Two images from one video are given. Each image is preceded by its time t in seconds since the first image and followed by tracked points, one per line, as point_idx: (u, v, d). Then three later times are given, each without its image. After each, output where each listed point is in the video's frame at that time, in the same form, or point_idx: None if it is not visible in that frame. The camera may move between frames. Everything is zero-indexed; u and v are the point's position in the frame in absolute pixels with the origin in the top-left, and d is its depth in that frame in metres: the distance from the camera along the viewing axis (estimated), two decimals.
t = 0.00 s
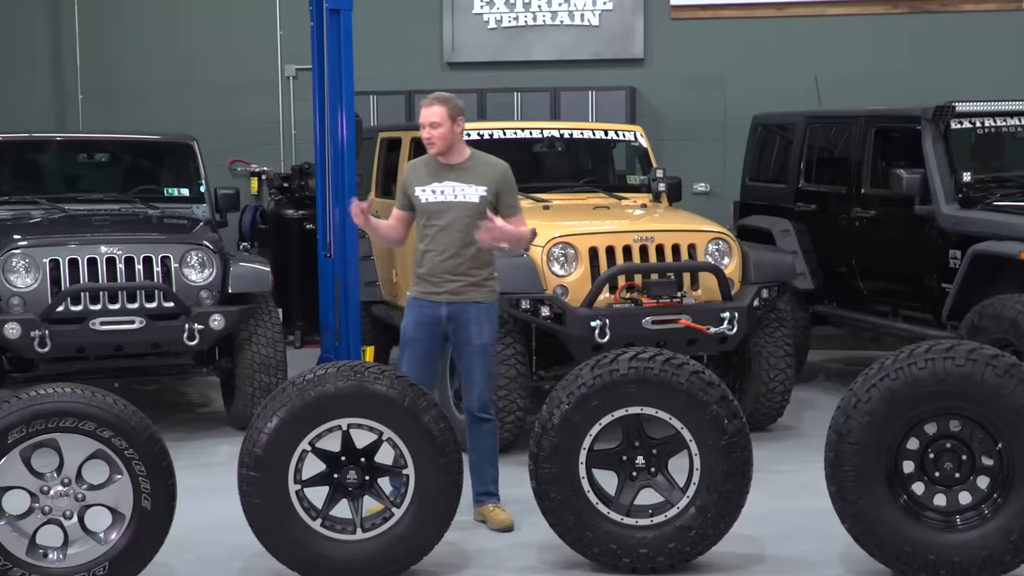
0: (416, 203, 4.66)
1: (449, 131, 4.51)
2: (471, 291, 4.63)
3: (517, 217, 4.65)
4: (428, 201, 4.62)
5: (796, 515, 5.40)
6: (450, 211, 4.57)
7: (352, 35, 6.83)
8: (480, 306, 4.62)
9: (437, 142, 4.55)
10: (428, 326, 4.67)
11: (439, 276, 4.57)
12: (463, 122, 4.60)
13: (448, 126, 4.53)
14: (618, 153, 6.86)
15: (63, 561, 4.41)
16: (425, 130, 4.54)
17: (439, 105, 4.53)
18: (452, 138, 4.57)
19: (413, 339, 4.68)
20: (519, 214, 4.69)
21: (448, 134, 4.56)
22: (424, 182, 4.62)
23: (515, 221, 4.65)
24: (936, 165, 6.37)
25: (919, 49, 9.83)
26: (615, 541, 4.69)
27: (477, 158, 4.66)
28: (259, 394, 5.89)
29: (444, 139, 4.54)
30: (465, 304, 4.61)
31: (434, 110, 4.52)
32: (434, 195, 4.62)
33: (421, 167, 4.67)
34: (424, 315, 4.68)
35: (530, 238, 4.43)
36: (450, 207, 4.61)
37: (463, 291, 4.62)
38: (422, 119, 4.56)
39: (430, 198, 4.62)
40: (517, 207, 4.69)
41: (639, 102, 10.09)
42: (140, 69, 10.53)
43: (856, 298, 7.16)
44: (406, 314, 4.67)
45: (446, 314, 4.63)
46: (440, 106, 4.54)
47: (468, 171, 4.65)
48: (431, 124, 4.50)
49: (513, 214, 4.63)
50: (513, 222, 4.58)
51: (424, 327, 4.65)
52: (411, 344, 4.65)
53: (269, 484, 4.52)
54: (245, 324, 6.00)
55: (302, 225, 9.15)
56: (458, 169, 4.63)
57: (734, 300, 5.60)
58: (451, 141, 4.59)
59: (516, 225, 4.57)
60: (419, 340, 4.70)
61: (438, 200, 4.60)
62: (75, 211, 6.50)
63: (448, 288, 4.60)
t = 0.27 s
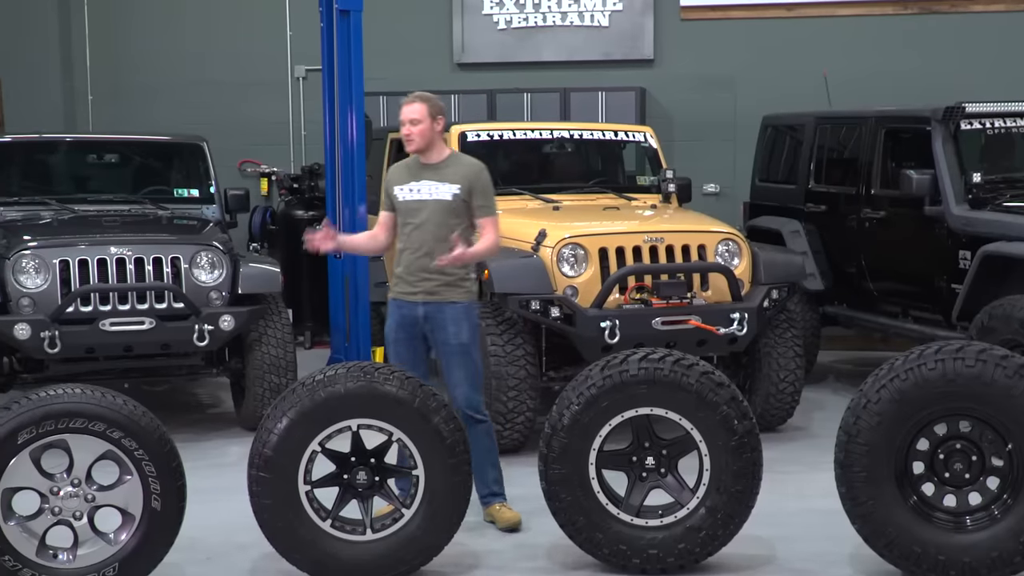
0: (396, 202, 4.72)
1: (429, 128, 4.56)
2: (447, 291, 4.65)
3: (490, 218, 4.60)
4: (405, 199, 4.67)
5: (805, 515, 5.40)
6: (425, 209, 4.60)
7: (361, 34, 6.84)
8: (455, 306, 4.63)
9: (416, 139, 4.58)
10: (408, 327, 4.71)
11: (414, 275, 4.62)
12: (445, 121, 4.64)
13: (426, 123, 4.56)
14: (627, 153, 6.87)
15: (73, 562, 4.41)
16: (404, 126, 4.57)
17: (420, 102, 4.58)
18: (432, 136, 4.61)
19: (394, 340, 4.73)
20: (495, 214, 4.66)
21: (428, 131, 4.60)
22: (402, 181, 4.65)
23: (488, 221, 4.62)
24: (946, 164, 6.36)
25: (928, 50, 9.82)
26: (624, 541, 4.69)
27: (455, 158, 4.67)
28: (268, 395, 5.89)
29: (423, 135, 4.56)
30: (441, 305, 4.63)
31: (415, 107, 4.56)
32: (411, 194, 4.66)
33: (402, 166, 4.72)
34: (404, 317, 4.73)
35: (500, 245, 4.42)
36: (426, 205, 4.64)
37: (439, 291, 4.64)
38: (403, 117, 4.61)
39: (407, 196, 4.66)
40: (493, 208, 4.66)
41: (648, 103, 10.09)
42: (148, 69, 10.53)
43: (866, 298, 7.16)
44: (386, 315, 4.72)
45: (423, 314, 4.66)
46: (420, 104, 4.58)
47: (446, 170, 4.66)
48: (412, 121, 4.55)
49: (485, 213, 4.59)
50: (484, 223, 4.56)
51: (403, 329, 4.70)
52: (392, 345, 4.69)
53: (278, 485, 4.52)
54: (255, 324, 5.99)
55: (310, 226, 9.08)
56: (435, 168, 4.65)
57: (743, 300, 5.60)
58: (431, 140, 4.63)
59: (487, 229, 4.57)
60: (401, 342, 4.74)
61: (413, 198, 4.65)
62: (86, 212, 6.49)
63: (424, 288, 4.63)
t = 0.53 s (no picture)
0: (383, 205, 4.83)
1: (410, 132, 4.60)
2: (428, 290, 4.76)
3: (473, 217, 4.65)
4: (390, 203, 4.77)
5: (820, 517, 5.39)
6: (408, 212, 4.69)
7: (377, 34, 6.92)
8: (433, 304, 4.74)
9: (399, 144, 4.64)
10: (397, 328, 4.86)
11: (395, 276, 4.75)
12: (427, 123, 4.68)
13: (408, 127, 4.61)
14: (642, 155, 6.84)
15: (88, 564, 4.41)
16: (387, 130, 4.63)
17: (402, 106, 4.61)
18: (415, 140, 4.66)
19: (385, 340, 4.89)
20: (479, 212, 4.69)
21: (410, 135, 4.65)
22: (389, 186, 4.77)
23: (471, 220, 4.66)
24: (961, 167, 6.36)
25: (942, 51, 9.81)
26: (639, 543, 4.69)
27: (438, 158, 4.73)
28: (283, 397, 5.88)
29: (405, 140, 4.62)
30: (421, 304, 4.75)
31: (398, 112, 4.61)
32: (395, 197, 4.76)
33: (390, 170, 4.81)
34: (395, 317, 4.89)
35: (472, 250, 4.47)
36: (410, 207, 4.72)
37: (422, 289, 4.76)
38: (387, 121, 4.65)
39: (392, 199, 4.77)
40: (476, 205, 4.69)
41: (663, 104, 10.10)
42: (164, 70, 10.54)
43: (881, 300, 7.16)
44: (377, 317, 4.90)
45: (407, 314, 4.79)
46: (402, 108, 4.62)
47: (429, 172, 4.73)
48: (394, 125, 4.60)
49: (467, 212, 4.65)
50: (468, 223, 4.63)
51: (391, 329, 4.86)
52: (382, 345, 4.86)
53: (293, 487, 4.53)
54: (270, 326, 5.99)
55: (326, 228, 9.13)
56: (418, 170, 4.72)
57: (758, 302, 5.59)
58: (414, 143, 4.68)
59: (472, 228, 4.63)
60: (393, 342, 4.91)
61: (396, 201, 4.74)
62: (101, 213, 6.50)
63: (407, 288, 4.75)
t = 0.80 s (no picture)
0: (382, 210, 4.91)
1: (406, 136, 4.70)
2: (421, 294, 4.83)
3: (467, 216, 4.67)
4: (387, 207, 4.85)
5: (838, 519, 5.39)
6: (403, 215, 4.76)
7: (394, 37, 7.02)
8: (419, 306, 4.80)
9: (395, 147, 4.73)
10: (396, 330, 4.96)
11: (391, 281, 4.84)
12: (422, 126, 4.77)
13: (403, 130, 4.70)
14: (660, 157, 6.81)
15: (107, 566, 4.41)
16: (383, 134, 4.73)
17: (397, 110, 4.71)
18: (410, 143, 4.75)
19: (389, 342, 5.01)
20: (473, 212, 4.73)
21: (405, 138, 4.74)
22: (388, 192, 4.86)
23: (465, 220, 4.70)
24: (980, 169, 6.35)
25: (960, 53, 9.80)
26: (658, 545, 4.69)
27: (433, 162, 4.79)
28: (301, 399, 5.89)
29: (401, 143, 4.71)
30: (412, 307, 4.83)
31: (393, 116, 4.70)
32: (392, 201, 4.83)
33: (390, 176, 4.90)
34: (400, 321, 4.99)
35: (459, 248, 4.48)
36: (405, 211, 4.78)
37: (416, 294, 4.82)
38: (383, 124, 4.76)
39: (389, 204, 4.85)
40: (470, 205, 4.72)
41: (682, 106, 10.11)
42: (182, 72, 10.55)
43: (899, 302, 7.16)
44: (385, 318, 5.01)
45: (401, 316, 4.89)
46: (398, 112, 4.71)
47: (425, 175, 4.79)
48: (390, 129, 4.70)
49: (459, 212, 4.68)
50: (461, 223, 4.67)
51: (391, 331, 4.97)
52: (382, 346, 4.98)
53: (312, 490, 4.54)
54: (288, 328, 5.99)
55: (344, 230, 9.13)
56: (414, 173, 4.79)
57: (777, 304, 5.59)
58: (409, 146, 4.78)
59: (467, 228, 4.66)
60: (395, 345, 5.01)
61: (392, 205, 4.82)
62: (120, 216, 6.51)
63: (403, 293, 4.84)
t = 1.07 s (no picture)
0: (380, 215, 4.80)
1: (400, 142, 4.57)
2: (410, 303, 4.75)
3: (457, 226, 4.51)
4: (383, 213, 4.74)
5: (860, 522, 5.39)
6: (393, 223, 4.64)
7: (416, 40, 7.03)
8: (403, 316, 4.73)
9: (390, 154, 4.61)
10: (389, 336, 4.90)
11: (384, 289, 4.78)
12: (418, 133, 4.64)
13: (399, 137, 4.58)
14: (682, 160, 6.79)
15: (128, 569, 4.41)
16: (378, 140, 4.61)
17: (392, 116, 4.58)
18: (406, 150, 4.62)
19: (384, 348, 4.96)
20: (465, 221, 4.57)
21: (400, 145, 4.60)
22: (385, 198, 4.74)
23: (455, 230, 4.55)
24: (1002, 174, 6.31)
25: (982, 56, 9.82)
26: (679, 548, 4.69)
27: (428, 168, 4.64)
28: (323, 402, 5.90)
29: (395, 150, 4.59)
30: (400, 315, 4.77)
31: (387, 122, 4.58)
32: (387, 207, 4.71)
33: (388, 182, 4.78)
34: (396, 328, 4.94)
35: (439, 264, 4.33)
36: (398, 219, 4.66)
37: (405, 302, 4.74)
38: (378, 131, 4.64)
39: (386, 210, 4.73)
40: (461, 214, 4.57)
41: (704, 109, 10.13)
42: (203, 75, 10.68)
43: (921, 305, 7.17)
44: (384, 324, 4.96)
45: (391, 323, 4.83)
46: (392, 118, 4.59)
47: (420, 182, 4.65)
48: (384, 136, 4.58)
49: (449, 222, 4.53)
50: (450, 234, 4.53)
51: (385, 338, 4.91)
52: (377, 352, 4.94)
53: (333, 492, 4.55)
54: (310, 331, 6.01)
55: (366, 232, 9.13)
56: (410, 181, 4.65)
57: (799, 307, 5.58)
58: (405, 152, 4.65)
59: (457, 238, 4.51)
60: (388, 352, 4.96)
61: (387, 212, 4.70)
62: (142, 219, 6.52)
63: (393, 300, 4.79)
